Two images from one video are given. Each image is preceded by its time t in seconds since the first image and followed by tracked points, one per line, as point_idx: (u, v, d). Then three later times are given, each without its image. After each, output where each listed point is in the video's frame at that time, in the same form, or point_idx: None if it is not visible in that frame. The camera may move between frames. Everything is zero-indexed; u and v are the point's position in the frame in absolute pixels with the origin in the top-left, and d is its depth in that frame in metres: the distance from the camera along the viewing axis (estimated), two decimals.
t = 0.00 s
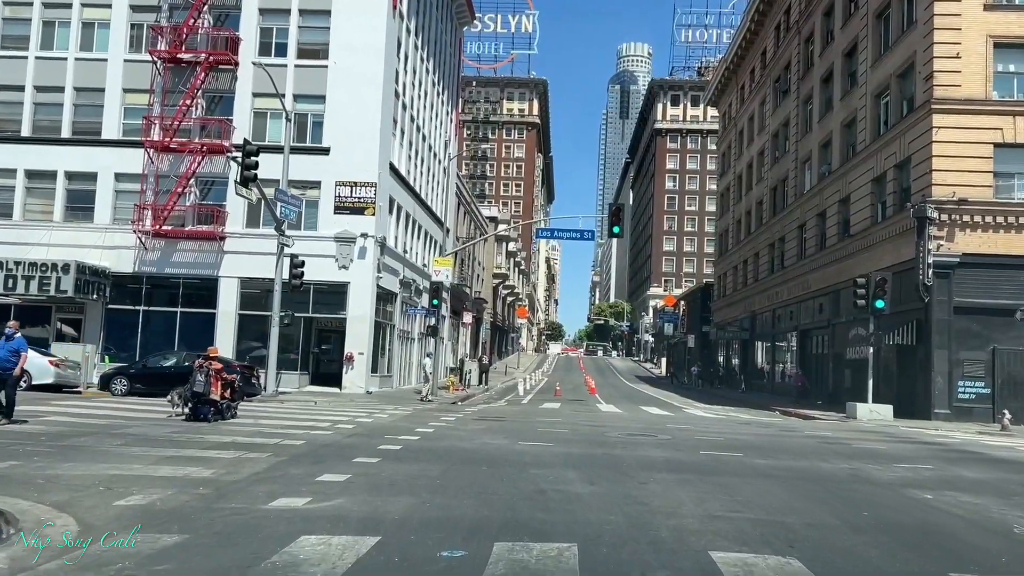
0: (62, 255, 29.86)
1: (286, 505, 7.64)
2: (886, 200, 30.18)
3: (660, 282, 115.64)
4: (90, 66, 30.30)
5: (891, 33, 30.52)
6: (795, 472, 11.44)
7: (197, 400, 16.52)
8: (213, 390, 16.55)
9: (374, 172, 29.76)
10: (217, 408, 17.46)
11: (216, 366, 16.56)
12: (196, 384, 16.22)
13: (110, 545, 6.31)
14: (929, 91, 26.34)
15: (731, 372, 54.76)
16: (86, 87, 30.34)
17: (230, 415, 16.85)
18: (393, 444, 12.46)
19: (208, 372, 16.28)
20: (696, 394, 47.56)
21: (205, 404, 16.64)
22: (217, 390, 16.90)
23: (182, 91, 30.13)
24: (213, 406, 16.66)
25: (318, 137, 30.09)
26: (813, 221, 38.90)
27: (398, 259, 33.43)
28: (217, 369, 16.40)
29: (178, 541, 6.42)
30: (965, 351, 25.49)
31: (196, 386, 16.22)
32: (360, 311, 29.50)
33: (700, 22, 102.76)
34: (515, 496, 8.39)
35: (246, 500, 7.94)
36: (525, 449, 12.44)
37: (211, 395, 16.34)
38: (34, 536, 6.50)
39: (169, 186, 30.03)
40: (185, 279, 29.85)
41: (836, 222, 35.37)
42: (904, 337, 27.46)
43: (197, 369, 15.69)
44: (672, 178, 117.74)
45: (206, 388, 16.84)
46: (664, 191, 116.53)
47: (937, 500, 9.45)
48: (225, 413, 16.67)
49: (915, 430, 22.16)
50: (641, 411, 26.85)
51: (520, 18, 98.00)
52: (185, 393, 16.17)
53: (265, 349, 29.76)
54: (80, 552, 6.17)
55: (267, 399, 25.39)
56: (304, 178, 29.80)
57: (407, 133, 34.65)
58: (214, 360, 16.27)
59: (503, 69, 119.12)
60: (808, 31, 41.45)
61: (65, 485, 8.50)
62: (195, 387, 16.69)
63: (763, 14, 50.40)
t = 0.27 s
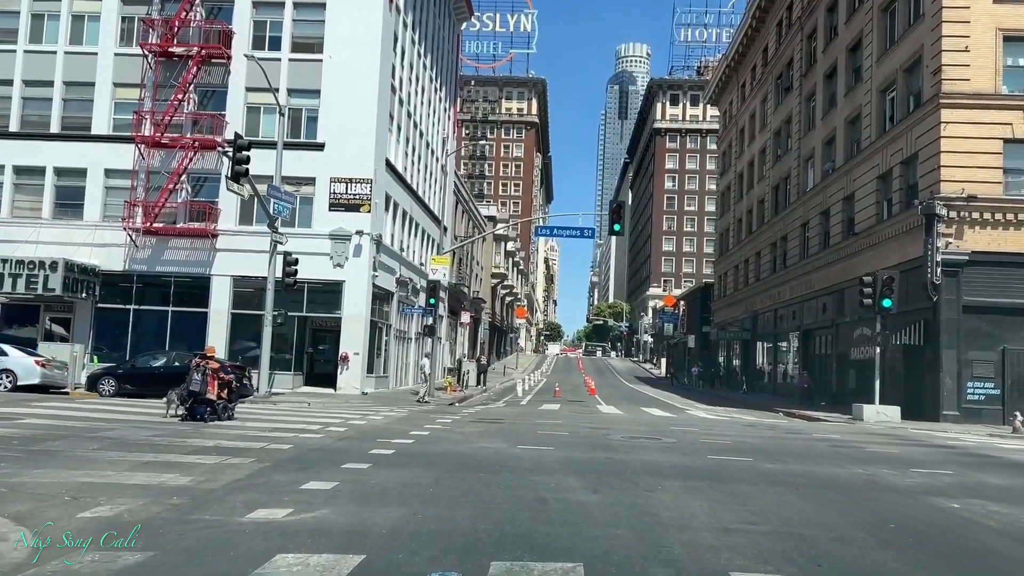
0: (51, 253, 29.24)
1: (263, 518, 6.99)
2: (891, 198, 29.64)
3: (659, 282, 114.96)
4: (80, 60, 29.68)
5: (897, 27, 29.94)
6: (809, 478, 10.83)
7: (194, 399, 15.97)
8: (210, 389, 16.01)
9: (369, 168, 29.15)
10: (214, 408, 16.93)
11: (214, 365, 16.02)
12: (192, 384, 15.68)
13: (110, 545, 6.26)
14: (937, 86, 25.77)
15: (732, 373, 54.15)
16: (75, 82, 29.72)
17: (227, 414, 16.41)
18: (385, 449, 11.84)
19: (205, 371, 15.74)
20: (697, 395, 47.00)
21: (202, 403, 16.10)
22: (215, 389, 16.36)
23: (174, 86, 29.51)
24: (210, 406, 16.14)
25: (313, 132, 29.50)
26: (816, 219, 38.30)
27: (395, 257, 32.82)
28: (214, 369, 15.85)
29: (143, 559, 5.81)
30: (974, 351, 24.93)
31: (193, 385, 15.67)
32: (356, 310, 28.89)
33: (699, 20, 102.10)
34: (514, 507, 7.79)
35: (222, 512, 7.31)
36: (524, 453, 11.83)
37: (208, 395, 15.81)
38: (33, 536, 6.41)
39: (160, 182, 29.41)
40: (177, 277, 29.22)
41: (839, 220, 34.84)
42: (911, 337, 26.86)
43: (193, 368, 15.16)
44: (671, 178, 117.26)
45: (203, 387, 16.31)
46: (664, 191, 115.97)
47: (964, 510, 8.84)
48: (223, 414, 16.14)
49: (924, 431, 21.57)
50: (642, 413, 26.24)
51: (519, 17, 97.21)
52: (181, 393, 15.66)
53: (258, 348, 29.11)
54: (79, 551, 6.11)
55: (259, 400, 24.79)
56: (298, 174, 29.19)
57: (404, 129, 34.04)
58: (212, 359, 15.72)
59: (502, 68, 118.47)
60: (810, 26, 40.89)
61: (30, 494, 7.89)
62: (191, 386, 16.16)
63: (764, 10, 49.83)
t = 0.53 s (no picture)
0: (40, 251, 28.68)
1: (238, 532, 6.41)
2: (897, 196, 29.11)
3: (658, 282, 114.43)
4: (70, 55, 29.12)
5: (903, 22, 29.42)
6: (824, 485, 10.28)
7: (192, 400, 16.03)
8: (208, 390, 16.05)
9: (365, 165, 28.61)
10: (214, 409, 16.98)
11: (213, 366, 16.06)
12: (191, 384, 15.73)
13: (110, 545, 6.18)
14: (944, 81, 25.25)
15: (733, 374, 53.59)
16: (66, 77, 29.16)
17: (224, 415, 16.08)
18: (377, 453, 11.28)
19: (204, 372, 15.77)
20: (698, 397, 46.45)
21: (201, 404, 16.15)
22: (214, 390, 16.39)
23: (166, 81, 28.96)
24: (209, 407, 16.18)
25: (308, 129, 28.95)
26: (819, 218, 37.78)
27: (391, 256, 32.26)
28: (213, 370, 15.88)
29: None
30: (982, 352, 24.40)
31: (191, 385, 15.73)
32: (351, 310, 28.33)
33: (699, 20, 101.50)
34: (512, 518, 7.23)
35: (196, 525, 6.73)
36: (524, 458, 11.27)
37: (206, 396, 15.83)
38: (33, 536, 6.38)
39: (152, 179, 28.86)
40: (169, 276, 28.65)
41: (843, 219, 34.30)
42: (918, 338, 26.32)
43: (191, 369, 15.19)
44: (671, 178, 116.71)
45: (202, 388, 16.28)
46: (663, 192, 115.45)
47: (993, 521, 8.26)
48: (221, 415, 16.16)
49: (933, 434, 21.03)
50: (643, 415, 25.69)
51: (517, 17, 96.55)
52: (180, 393, 15.73)
53: (252, 349, 28.53)
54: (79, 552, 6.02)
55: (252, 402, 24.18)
56: (293, 171, 28.63)
57: (401, 126, 33.49)
58: (211, 360, 15.75)
59: (500, 68, 117.91)
60: (813, 23, 40.39)
61: None
62: (190, 387, 16.22)
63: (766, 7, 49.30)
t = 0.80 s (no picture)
0: (32, 250, 28.24)
1: (216, 546, 5.94)
2: (902, 195, 28.70)
3: (658, 283, 114.04)
4: (63, 50, 28.67)
5: (909, 17, 28.98)
6: (838, 492, 9.81)
7: (194, 401, 15.69)
8: (210, 391, 15.71)
9: (362, 163, 28.16)
10: (215, 411, 16.64)
11: (215, 367, 15.77)
12: (193, 385, 15.40)
13: (109, 545, 6.09)
14: (952, 77, 24.83)
15: (735, 375, 53.15)
16: (59, 73, 28.71)
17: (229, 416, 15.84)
18: (371, 458, 10.82)
19: (206, 373, 15.43)
20: (699, 399, 45.97)
21: (203, 405, 15.81)
22: (216, 391, 16.06)
23: (160, 77, 28.50)
24: (211, 408, 15.84)
25: (304, 126, 28.51)
26: (822, 218, 37.35)
27: (389, 256, 31.82)
28: (215, 370, 15.55)
29: None
30: (990, 354, 23.93)
31: (194, 386, 15.40)
32: (348, 310, 27.85)
33: (699, 20, 101.11)
34: (512, 530, 6.76)
35: (172, 539, 6.27)
36: (524, 463, 10.79)
37: (208, 397, 15.49)
38: (34, 536, 6.28)
39: (145, 177, 28.41)
40: (163, 275, 28.19)
41: (847, 219, 33.88)
42: (924, 339, 25.88)
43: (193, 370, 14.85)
44: (671, 180, 116.29)
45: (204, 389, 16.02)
46: (663, 193, 115.07)
47: (1022, 532, 7.78)
48: (224, 416, 15.82)
49: (941, 437, 20.59)
50: (645, 416, 25.22)
51: (516, 17, 96.11)
52: (182, 394, 15.39)
53: (248, 350, 28.07)
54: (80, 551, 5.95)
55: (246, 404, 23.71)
56: (289, 169, 28.18)
57: (399, 124, 33.05)
58: (213, 361, 15.43)
59: (500, 69, 117.48)
60: (816, 21, 39.96)
61: None
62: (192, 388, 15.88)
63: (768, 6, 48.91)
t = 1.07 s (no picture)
0: (25, 250, 27.87)
1: (195, 560, 5.57)
2: (907, 195, 28.34)
3: (658, 285, 113.65)
4: (57, 47, 28.32)
5: (914, 15, 28.62)
6: (850, 498, 9.45)
7: (198, 402, 15.79)
8: (214, 391, 15.82)
9: (360, 162, 27.79)
10: (220, 412, 16.73)
11: (219, 367, 15.85)
12: (197, 386, 15.51)
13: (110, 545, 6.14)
14: (958, 75, 24.48)
15: (736, 377, 52.78)
16: (53, 70, 28.33)
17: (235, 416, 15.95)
18: (365, 463, 10.45)
19: (210, 373, 15.54)
20: (700, 400, 45.60)
21: (207, 405, 15.91)
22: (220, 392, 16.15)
23: (155, 75, 28.12)
24: (216, 408, 15.94)
25: (301, 124, 28.15)
26: (825, 218, 36.98)
27: (387, 256, 31.44)
28: (219, 371, 15.66)
29: None
30: (997, 355, 23.56)
31: (197, 387, 15.50)
32: (345, 311, 27.47)
33: (699, 22, 100.75)
34: (510, 540, 6.40)
35: (149, 552, 5.90)
36: (523, 468, 10.42)
37: (212, 398, 15.60)
38: (33, 535, 6.28)
39: (140, 176, 28.04)
40: (157, 275, 27.81)
41: (850, 219, 33.51)
42: (929, 340, 25.51)
43: (196, 371, 14.95)
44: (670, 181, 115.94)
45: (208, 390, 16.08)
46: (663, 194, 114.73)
47: None
48: (227, 416, 15.92)
49: (948, 439, 20.23)
50: (645, 418, 24.84)
51: (516, 18, 95.63)
52: (187, 395, 15.50)
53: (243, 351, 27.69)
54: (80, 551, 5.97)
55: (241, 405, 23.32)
56: (286, 168, 27.82)
57: (398, 123, 32.69)
58: (217, 362, 15.53)
59: (500, 69, 117.08)
60: (818, 19, 39.59)
61: None
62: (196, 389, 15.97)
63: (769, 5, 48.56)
